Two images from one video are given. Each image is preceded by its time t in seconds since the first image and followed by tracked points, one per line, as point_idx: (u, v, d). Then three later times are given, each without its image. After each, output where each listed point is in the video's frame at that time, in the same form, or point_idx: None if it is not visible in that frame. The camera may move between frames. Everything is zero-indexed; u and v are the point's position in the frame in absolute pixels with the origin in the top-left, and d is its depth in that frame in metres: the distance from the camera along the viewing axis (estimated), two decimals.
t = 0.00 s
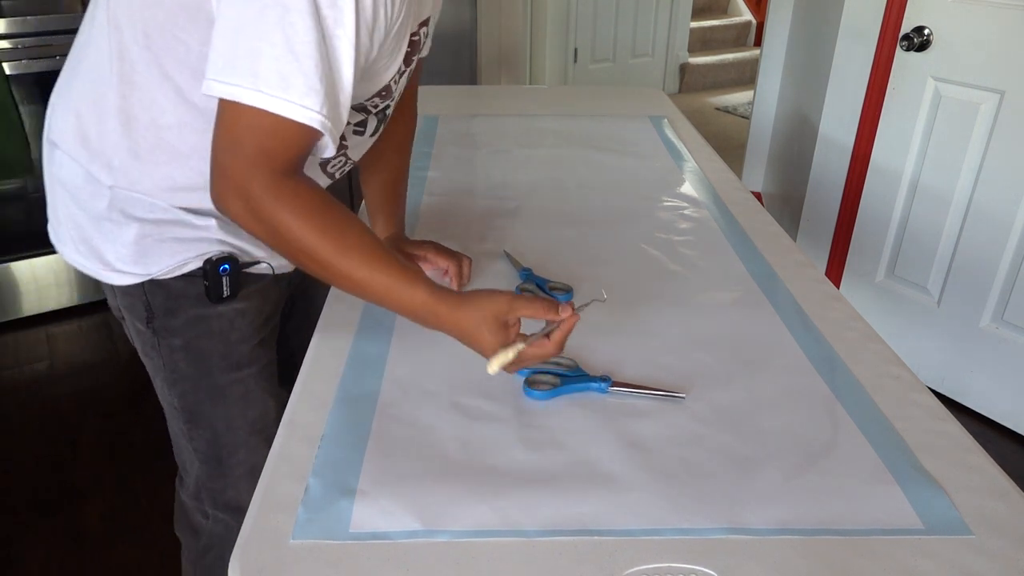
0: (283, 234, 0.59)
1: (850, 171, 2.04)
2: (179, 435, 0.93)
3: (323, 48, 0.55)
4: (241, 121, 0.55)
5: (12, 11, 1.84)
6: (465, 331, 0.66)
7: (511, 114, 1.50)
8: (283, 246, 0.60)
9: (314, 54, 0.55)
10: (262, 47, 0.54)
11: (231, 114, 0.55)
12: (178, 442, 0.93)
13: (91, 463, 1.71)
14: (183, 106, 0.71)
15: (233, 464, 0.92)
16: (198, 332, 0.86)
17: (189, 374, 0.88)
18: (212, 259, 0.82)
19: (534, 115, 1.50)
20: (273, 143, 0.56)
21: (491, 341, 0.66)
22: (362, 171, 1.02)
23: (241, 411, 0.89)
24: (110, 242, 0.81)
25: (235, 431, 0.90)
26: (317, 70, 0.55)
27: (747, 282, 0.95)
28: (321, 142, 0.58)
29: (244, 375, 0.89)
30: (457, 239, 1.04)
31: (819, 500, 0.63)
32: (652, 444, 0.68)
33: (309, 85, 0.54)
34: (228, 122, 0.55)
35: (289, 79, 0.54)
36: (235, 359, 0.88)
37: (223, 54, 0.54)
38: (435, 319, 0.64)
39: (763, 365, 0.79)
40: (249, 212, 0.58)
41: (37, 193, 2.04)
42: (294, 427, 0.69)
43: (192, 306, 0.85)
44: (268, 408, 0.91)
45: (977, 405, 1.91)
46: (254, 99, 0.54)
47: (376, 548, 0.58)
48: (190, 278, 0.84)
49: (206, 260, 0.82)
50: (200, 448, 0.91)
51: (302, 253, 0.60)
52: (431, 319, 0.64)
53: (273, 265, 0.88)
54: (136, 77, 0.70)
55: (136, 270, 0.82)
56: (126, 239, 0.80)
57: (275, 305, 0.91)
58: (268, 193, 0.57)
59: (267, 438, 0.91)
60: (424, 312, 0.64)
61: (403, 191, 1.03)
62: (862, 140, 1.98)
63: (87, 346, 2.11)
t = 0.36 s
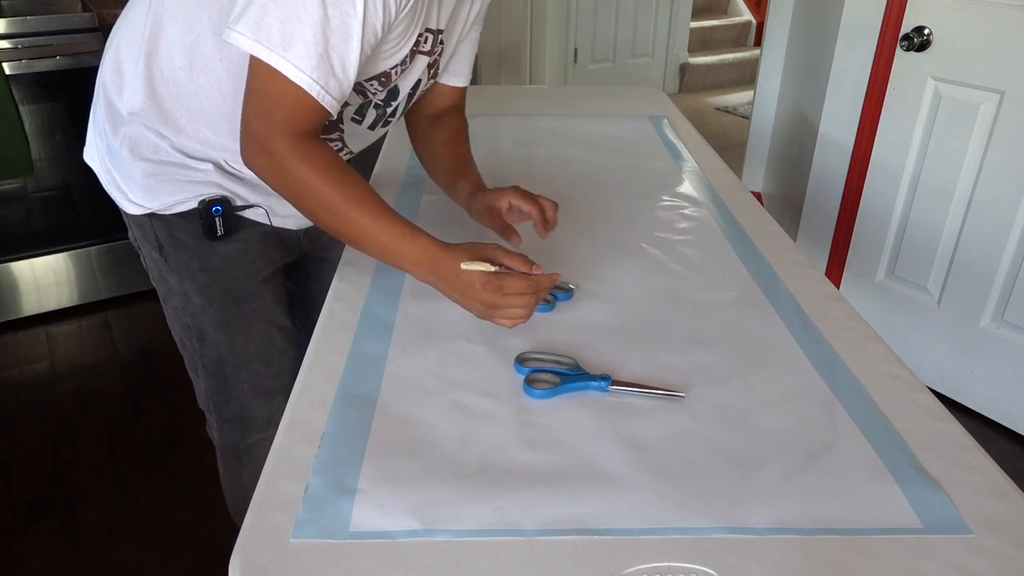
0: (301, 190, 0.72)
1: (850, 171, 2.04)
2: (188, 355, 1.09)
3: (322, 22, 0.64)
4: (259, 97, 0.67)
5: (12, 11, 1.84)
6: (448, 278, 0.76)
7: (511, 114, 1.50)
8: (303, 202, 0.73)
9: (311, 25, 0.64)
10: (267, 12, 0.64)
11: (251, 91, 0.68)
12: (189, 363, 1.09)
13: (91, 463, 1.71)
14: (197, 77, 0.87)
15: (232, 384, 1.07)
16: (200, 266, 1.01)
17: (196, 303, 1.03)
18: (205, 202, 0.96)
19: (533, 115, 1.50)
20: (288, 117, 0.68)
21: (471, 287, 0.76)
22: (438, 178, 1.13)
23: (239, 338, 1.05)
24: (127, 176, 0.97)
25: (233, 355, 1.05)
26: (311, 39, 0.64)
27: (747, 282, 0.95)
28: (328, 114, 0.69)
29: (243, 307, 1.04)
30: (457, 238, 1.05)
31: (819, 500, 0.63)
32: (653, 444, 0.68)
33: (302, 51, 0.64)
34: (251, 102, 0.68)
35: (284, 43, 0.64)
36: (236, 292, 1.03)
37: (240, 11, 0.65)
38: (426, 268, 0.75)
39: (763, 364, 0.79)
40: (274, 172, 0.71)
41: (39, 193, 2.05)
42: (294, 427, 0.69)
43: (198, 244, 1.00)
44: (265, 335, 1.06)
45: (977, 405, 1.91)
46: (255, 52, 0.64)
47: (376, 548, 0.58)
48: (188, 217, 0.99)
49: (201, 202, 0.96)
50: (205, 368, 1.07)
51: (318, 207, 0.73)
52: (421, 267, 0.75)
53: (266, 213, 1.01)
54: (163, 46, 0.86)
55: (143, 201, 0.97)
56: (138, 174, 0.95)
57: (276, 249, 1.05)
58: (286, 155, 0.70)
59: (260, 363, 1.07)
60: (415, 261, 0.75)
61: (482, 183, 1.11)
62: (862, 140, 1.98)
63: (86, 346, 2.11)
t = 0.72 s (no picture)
0: (308, 215, 0.72)
1: (850, 171, 2.04)
2: (178, 335, 1.13)
3: (320, 55, 0.64)
4: (265, 126, 0.68)
5: (12, 11, 1.84)
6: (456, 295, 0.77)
7: (511, 114, 1.50)
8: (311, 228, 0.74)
9: (309, 58, 0.64)
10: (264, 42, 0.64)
11: (256, 121, 0.68)
12: (177, 343, 1.14)
13: (91, 463, 1.71)
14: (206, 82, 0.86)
15: (216, 368, 1.11)
16: (192, 258, 1.03)
17: (186, 292, 1.06)
18: (204, 200, 0.97)
19: (533, 115, 1.50)
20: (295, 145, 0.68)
21: (480, 301, 0.77)
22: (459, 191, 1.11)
23: (225, 327, 1.08)
24: (134, 166, 0.97)
25: (217, 343, 1.09)
26: (308, 71, 0.64)
27: (747, 282, 0.95)
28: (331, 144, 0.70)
29: (231, 299, 1.07)
30: (457, 238, 1.05)
31: (819, 500, 0.63)
32: (652, 444, 0.68)
33: (299, 83, 0.64)
34: (257, 131, 0.69)
35: (280, 74, 0.64)
36: (225, 284, 1.06)
37: (241, 35, 0.66)
38: (434, 286, 0.76)
39: (762, 364, 0.79)
40: (282, 199, 0.72)
41: (39, 193, 2.06)
42: (295, 427, 0.69)
43: (194, 238, 1.02)
44: (250, 326, 1.09)
45: (978, 405, 1.91)
46: (255, 82, 0.65)
47: (376, 548, 0.58)
48: (189, 211, 1.00)
49: (201, 200, 0.97)
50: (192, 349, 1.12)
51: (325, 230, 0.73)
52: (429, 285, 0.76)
53: (263, 214, 1.01)
54: (176, 46, 0.85)
55: (147, 195, 0.98)
56: (143, 168, 0.95)
57: (273, 249, 1.06)
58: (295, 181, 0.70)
59: (244, 352, 1.10)
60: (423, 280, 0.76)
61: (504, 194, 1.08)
62: (862, 140, 1.98)
63: (86, 347, 2.11)
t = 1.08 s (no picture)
0: (388, 249, 0.74)
1: (850, 171, 2.04)
2: (177, 333, 1.14)
3: (349, 81, 0.64)
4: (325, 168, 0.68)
5: (12, 11, 1.85)
6: (556, 291, 0.80)
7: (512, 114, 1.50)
8: (395, 260, 0.75)
9: (342, 83, 0.64)
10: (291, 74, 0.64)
11: (309, 168, 0.69)
12: (176, 341, 1.14)
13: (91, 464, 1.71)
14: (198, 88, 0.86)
15: (213, 367, 1.12)
16: (189, 257, 1.03)
17: (184, 291, 1.06)
18: (199, 199, 0.97)
19: (533, 115, 1.50)
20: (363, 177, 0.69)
21: (575, 290, 0.80)
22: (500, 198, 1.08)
23: (222, 327, 1.08)
24: (132, 166, 0.98)
25: (214, 343, 1.09)
26: (343, 96, 0.65)
27: (747, 282, 0.95)
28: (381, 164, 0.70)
29: (227, 299, 1.07)
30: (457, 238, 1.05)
31: (819, 500, 0.63)
32: (652, 444, 0.68)
33: (340, 111, 0.65)
34: (309, 174, 0.70)
35: (320, 106, 0.65)
36: (221, 284, 1.06)
37: (270, 67, 0.66)
38: (525, 290, 0.79)
39: (762, 364, 0.79)
40: (360, 241, 0.73)
41: (38, 193, 2.06)
42: (294, 427, 0.69)
43: (190, 237, 1.01)
44: (247, 326, 1.10)
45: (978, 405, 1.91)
46: (298, 113, 0.66)
47: (376, 548, 0.58)
48: (187, 211, 1.00)
49: (197, 200, 0.97)
50: (190, 348, 1.12)
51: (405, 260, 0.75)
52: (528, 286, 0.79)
53: (260, 215, 1.00)
54: (174, 51, 0.85)
55: (144, 194, 0.99)
56: (140, 168, 0.96)
57: (270, 249, 1.06)
58: (375, 212, 0.72)
59: (241, 351, 1.11)
60: (520, 279, 0.79)
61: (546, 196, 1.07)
62: (862, 140, 1.98)
63: (86, 347, 2.11)
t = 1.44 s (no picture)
0: (530, 255, 0.77)
1: (850, 171, 2.04)
2: (175, 333, 1.13)
3: (435, 94, 0.66)
4: (463, 181, 0.72)
5: (12, 11, 1.85)
6: (689, 294, 0.84)
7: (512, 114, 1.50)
8: (538, 270, 0.79)
9: (435, 97, 0.66)
10: (375, 105, 0.67)
11: (434, 176, 0.71)
12: (174, 341, 1.14)
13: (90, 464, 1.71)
14: (211, 95, 0.85)
15: (212, 367, 1.11)
16: (191, 257, 1.03)
17: (184, 291, 1.06)
18: (202, 199, 0.97)
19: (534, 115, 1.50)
20: (489, 182, 0.73)
21: (715, 297, 0.84)
22: (638, 220, 1.05)
23: (223, 326, 1.08)
24: (133, 164, 0.97)
25: (215, 342, 1.09)
26: (443, 106, 0.67)
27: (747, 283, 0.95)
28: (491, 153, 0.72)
29: (229, 298, 1.07)
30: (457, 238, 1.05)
31: (819, 500, 0.63)
32: (651, 444, 0.68)
33: (444, 123, 0.67)
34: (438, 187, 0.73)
35: (420, 123, 0.67)
36: (222, 284, 1.06)
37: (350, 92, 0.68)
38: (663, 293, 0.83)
39: (762, 364, 0.79)
40: (505, 248, 0.77)
41: (38, 193, 2.06)
42: (294, 427, 0.69)
43: (192, 237, 1.01)
44: (248, 325, 1.10)
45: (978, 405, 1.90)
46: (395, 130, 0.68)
47: (376, 548, 0.58)
48: (188, 210, 1.00)
49: (199, 199, 0.97)
50: (190, 347, 1.12)
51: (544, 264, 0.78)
52: (664, 290, 0.83)
53: (261, 214, 1.01)
54: (187, 57, 0.84)
55: (145, 193, 0.98)
56: (142, 169, 0.95)
57: (270, 248, 1.06)
58: (514, 219, 0.75)
59: (241, 350, 1.11)
60: (656, 281, 0.83)
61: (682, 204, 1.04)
62: (862, 140, 1.98)
63: (87, 347, 2.11)
